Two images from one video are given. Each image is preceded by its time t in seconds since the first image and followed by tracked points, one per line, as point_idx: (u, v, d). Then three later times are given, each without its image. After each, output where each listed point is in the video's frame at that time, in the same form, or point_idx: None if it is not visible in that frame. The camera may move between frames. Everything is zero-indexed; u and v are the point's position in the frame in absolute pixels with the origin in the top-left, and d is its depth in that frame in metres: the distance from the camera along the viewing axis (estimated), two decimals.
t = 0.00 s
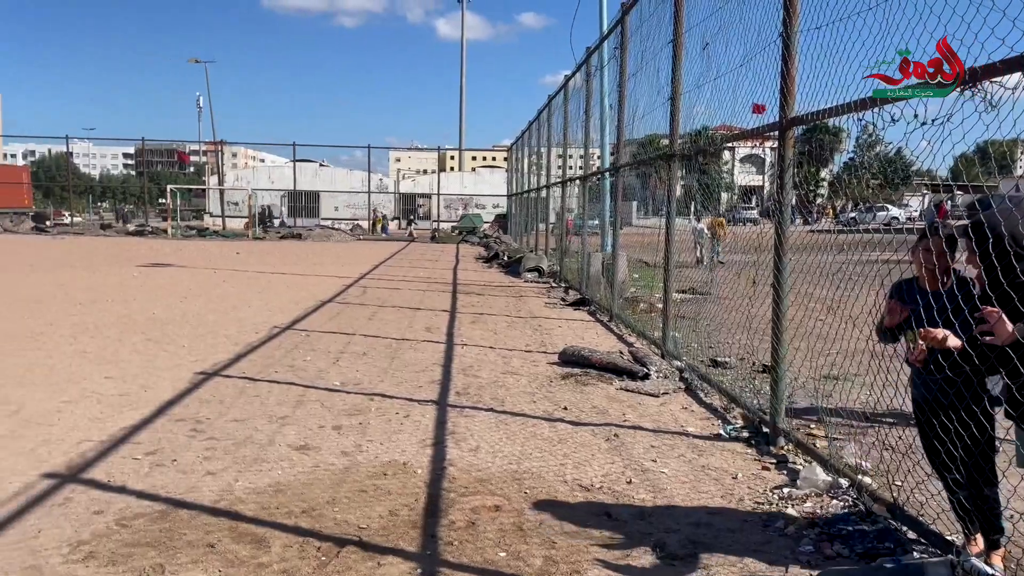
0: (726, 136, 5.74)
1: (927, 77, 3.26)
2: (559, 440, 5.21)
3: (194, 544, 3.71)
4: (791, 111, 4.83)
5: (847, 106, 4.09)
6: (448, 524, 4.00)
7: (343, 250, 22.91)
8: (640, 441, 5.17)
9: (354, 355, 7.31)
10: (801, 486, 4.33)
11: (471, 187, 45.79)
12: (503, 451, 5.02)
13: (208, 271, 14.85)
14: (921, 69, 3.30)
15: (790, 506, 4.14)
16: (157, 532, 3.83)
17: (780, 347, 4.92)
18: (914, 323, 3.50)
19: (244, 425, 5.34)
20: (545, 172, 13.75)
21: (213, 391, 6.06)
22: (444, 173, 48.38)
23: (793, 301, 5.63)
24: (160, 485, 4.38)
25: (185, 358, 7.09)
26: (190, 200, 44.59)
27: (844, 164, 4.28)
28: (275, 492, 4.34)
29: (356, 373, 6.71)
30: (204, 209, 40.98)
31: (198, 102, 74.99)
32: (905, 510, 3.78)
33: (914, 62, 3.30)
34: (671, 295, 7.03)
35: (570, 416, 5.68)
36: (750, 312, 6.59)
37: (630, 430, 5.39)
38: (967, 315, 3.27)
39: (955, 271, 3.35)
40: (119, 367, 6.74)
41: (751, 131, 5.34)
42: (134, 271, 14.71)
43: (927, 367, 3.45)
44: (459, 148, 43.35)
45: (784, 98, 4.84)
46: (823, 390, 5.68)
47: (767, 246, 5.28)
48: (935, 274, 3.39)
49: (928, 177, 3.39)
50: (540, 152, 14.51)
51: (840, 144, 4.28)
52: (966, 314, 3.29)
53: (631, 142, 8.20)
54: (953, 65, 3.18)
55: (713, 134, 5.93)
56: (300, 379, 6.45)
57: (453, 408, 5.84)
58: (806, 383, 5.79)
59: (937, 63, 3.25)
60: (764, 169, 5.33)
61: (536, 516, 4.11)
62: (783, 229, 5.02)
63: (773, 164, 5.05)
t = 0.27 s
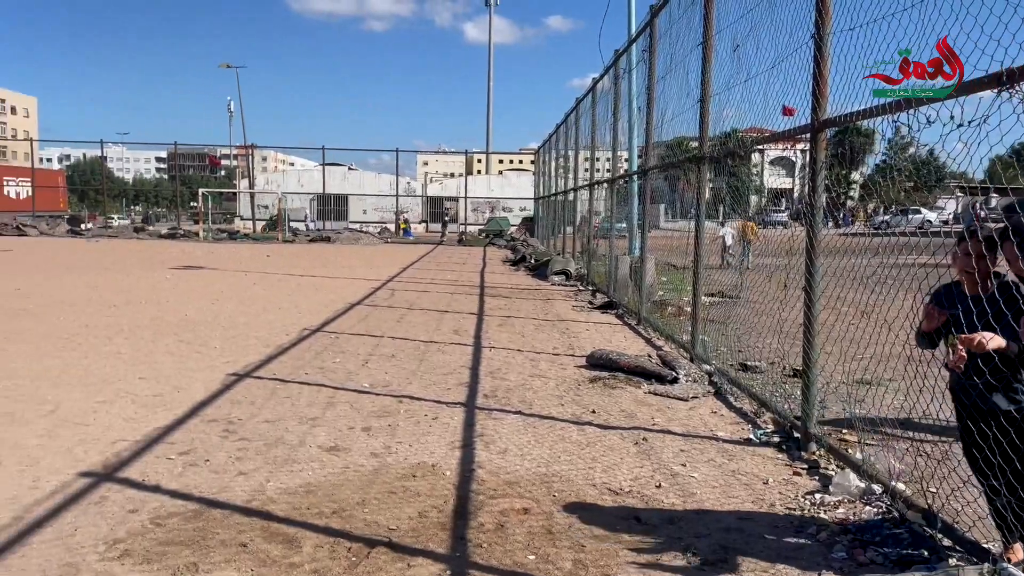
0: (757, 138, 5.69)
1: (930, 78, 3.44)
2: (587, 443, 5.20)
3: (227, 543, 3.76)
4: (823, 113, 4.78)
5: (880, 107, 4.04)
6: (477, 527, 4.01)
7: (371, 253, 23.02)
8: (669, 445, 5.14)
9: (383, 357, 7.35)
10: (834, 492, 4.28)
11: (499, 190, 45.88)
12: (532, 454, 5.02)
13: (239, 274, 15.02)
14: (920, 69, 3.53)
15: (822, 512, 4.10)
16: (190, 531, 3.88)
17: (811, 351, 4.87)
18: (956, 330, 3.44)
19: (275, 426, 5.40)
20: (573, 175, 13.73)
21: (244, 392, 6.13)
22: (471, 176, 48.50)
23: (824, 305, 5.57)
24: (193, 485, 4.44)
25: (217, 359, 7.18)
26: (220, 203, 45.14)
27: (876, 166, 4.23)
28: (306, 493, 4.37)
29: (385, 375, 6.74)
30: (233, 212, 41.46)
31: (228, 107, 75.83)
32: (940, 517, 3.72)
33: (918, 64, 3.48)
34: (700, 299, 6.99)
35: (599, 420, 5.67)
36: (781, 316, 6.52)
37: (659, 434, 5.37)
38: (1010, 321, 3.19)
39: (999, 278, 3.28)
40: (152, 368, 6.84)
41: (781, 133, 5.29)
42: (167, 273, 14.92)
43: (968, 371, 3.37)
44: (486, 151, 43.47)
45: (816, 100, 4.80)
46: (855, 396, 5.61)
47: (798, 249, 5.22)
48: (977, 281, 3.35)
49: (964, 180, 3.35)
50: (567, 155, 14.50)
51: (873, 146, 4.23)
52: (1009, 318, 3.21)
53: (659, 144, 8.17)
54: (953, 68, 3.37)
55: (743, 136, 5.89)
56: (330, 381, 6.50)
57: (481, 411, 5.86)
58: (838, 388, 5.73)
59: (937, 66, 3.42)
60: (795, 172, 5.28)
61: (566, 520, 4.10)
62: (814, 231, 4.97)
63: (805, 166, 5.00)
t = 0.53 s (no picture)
0: (787, 140, 5.65)
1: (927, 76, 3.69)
2: (616, 447, 5.19)
3: (259, 543, 3.79)
4: (856, 115, 4.73)
5: (915, 109, 3.99)
6: (507, 529, 4.01)
7: (399, 256, 23.13)
8: (699, 450, 5.11)
9: (411, 359, 7.38)
10: (868, 498, 4.23)
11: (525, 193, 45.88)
12: (561, 457, 5.01)
13: (268, 276, 15.16)
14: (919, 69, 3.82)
15: (855, 518, 4.05)
16: (224, 530, 3.92)
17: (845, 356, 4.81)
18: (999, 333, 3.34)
19: (306, 427, 5.45)
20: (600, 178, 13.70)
21: (275, 393, 6.19)
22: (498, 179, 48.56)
23: (857, 309, 5.50)
24: (226, 484, 4.49)
25: (248, 361, 7.26)
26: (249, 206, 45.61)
27: (908, 168, 4.18)
28: (337, 493, 4.41)
29: (413, 377, 6.77)
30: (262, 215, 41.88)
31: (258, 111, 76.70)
32: (977, 524, 3.66)
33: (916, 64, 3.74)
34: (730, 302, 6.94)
35: (628, 423, 5.65)
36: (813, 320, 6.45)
37: (688, 438, 5.34)
38: None
39: None
40: (185, 369, 6.93)
41: (812, 135, 5.24)
42: (197, 276, 15.09)
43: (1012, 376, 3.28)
44: (513, 154, 43.54)
45: (849, 101, 4.75)
46: (889, 401, 5.54)
47: (830, 252, 5.16)
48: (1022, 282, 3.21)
49: (1001, 182, 3.30)
50: (595, 157, 14.47)
51: (905, 148, 4.18)
52: None
53: (688, 147, 8.13)
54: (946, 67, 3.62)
55: (774, 139, 5.84)
56: (359, 383, 6.54)
57: (509, 413, 5.86)
58: (871, 393, 5.65)
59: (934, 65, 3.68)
60: (827, 174, 5.22)
61: (595, 523, 4.09)
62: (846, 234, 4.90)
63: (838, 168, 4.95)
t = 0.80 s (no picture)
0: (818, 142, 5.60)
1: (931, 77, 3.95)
2: (645, 451, 5.17)
3: (290, 543, 3.83)
4: (889, 116, 4.68)
5: (948, 110, 3.95)
6: (536, 532, 4.02)
7: (427, 259, 23.24)
8: (729, 454, 5.08)
9: (439, 362, 7.41)
10: (901, 504, 4.18)
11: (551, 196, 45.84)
12: (589, 461, 5.01)
13: (297, 279, 15.28)
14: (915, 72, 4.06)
15: (889, 525, 4.00)
16: (256, 530, 3.96)
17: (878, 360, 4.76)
18: None
19: (335, 429, 5.49)
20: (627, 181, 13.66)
21: (305, 395, 6.24)
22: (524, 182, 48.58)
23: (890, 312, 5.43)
24: (258, 485, 4.54)
25: (279, 362, 7.33)
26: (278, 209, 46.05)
27: (941, 171, 4.13)
28: (367, 495, 4.44)
29: (441, 379, 6.80)
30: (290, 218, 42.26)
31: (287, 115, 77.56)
32: (1015, 532, 3.59)
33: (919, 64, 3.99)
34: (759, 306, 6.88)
35: (656, 427, 5.63)
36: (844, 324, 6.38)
37: (718, 443, 5.30)
38: None
39: None
40: (216, 370, 7.01)
41: (844, 137, 5.18)
42: (228, 278, 15.27)
43: None
44: (540, 157, 43.53)
45: (881, 103, 4.70)
46: (922, 406, 5.45)
47: (863, 255, 5.08)
48: None
49: None
50: (622, 160, 14.43)
51: (937, 150, 4.13)
52: None
53: (717, 149, 8.08)
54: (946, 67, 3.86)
55: (804, 141, 5.79)
56: (388, 385, 6.58)
57: (537, 416, 5.86)
58: (904, 398, 5.57)
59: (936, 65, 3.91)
60: (859, 176, 5.16)
61: (625, 527, 4.08)
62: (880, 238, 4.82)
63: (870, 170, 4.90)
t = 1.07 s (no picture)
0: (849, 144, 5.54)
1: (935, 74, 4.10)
2: (673, 454, 5.14)
3: (321, 543, 3.86)
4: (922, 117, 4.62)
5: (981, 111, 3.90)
6: (564, 535, 4.01)
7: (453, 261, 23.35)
8: (759, 459, 5.03)
9: (466, 364, 7.43)
10: (935, 511, 4.12)
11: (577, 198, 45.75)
12: (617, 464, 4.99)
13: (325, 282, 15.40)
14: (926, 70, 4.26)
15: (923, 532, 3.94)
16: (286, 530, 4.00)
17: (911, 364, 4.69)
18: None
19: (364, 430, 5.52)
20: (654, 183, 13.62)
21: (334, 397, 6.28)
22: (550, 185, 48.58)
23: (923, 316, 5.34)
24: (288, 485, 4.58)
25: (308, 364, 7.40)
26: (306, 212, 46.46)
27: (975, 172, 4.07)
28: (396, 496, 4.46)
29: (469, 381, 6.82)
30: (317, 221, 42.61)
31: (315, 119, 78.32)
32: None
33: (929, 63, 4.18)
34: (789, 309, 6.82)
35: (685, 431, 5.59)
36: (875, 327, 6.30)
37: (747, 447, 5.26)
38: None
39: None
40: (247, 371, 7.09)
41: (876, 139, 5.12)
42: (257, 281, 15.44)
43: None
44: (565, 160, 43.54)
45: (914, 104, 4.64)
46: (957, 411, 5.37)
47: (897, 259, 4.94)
48: None
49: None
50: (649, 162, 14.38)
51: (971, 151, 4.08)
52: None
53: (746, 151, 8.04)
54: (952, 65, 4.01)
55: (835, 142, 5.74)
56: (416, 387, 6.61)
57: (565, 419, 5.85)
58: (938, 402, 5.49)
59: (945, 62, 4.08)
60: (893, 178, 5.07)
61: (654, 531, 4.06)
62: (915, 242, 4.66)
63: (902, 172, 4.84)
